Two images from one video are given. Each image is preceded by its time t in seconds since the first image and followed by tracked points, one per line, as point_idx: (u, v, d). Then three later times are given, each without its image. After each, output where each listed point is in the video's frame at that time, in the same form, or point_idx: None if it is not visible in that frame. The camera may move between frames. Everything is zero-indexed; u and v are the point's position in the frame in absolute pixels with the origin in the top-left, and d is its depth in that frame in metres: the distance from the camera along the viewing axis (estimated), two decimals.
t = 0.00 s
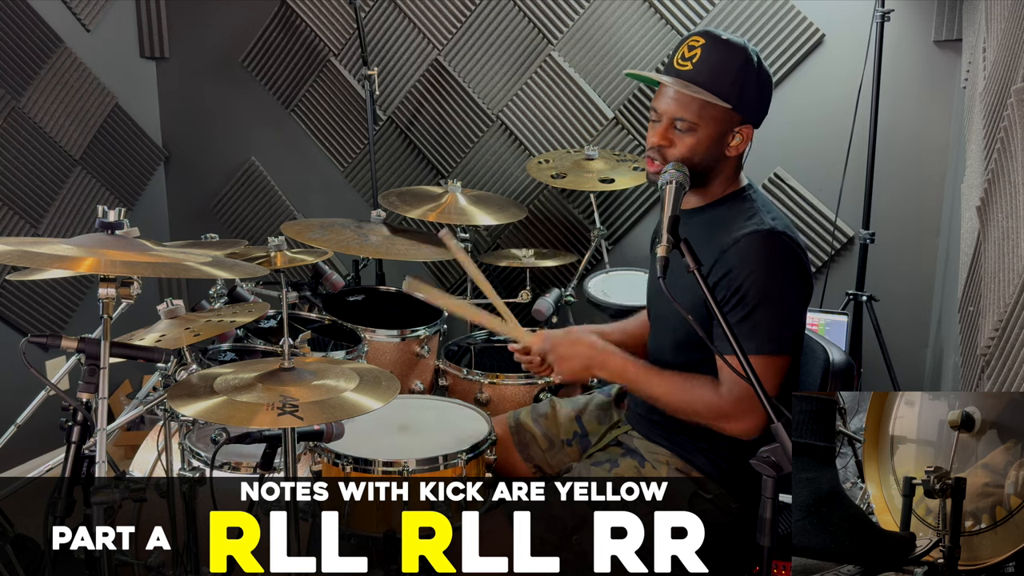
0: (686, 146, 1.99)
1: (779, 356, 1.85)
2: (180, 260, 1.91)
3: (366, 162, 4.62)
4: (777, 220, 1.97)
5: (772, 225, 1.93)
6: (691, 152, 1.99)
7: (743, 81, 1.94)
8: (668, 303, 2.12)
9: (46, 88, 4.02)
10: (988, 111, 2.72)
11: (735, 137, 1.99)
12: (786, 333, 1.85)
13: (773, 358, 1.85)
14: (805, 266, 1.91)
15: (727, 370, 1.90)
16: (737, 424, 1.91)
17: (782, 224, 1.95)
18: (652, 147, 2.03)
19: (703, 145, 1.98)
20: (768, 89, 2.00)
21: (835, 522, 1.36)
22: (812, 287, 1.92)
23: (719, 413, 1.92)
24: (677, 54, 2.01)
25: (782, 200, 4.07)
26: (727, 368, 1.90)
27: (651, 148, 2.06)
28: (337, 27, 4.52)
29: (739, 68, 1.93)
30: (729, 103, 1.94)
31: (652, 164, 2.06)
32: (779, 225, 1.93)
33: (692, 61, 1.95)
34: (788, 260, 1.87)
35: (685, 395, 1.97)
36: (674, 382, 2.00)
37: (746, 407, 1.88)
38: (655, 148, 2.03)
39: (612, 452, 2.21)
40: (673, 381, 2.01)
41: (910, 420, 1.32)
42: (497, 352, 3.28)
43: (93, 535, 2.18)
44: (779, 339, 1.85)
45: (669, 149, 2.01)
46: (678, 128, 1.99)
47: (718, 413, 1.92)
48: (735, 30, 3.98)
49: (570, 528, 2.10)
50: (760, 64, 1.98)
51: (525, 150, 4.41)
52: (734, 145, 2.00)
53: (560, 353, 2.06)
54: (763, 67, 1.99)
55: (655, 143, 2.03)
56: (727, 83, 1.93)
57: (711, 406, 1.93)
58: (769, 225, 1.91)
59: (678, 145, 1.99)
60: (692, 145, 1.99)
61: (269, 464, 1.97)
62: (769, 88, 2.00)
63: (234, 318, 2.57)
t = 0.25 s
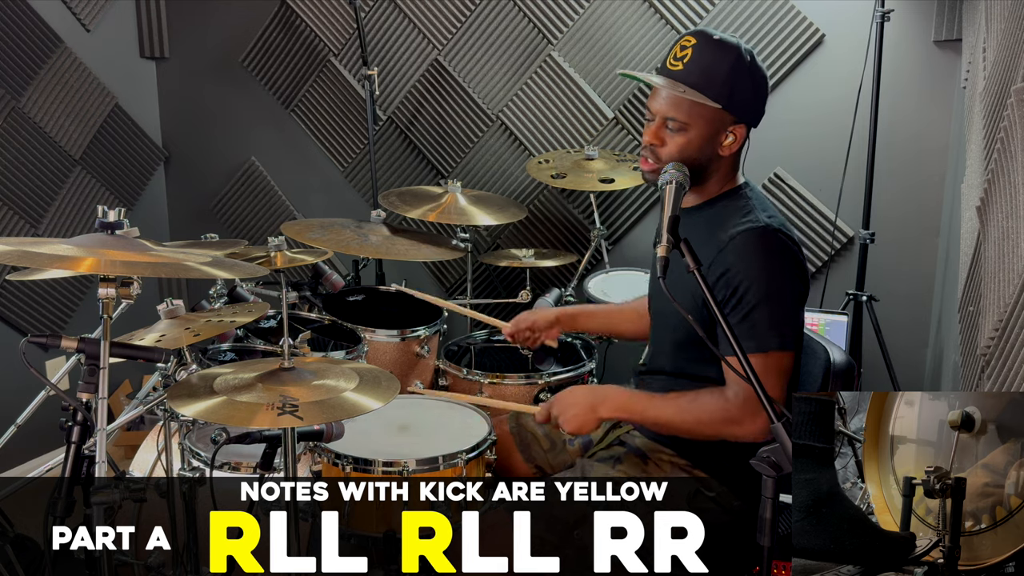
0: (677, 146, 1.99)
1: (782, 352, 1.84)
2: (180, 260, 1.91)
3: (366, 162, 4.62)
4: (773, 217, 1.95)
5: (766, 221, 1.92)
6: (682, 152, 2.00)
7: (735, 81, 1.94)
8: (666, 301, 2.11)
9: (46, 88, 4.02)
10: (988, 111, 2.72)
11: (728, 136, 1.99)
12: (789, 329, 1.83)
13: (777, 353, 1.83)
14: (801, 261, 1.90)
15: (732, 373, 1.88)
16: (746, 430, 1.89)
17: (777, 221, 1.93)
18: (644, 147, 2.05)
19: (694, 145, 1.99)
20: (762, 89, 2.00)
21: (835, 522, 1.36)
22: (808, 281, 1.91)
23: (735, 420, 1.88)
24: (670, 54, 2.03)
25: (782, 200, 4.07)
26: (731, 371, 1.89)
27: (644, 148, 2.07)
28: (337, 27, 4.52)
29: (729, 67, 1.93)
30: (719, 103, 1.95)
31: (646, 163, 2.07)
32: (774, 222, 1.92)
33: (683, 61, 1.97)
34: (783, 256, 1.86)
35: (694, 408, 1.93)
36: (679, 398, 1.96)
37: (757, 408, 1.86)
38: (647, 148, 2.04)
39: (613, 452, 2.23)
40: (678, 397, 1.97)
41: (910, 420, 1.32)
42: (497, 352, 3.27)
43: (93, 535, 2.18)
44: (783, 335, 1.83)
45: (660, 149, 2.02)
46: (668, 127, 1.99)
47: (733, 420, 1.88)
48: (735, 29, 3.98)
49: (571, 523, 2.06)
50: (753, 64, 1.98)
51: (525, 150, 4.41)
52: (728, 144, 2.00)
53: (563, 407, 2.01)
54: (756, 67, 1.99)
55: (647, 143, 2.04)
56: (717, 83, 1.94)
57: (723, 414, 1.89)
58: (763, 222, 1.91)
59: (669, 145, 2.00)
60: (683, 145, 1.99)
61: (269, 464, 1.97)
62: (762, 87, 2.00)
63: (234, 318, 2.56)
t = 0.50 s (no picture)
0: (674, 146, 2.01)
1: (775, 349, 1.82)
2: (180, 260, 1.91)
3: (366, 162, 4.62)
4: (764, 216, 1.93)
5: (756, 219, 1.90)
6: (679, 153, 2.01)
7: (732, 83, 1.94)
8: (661, 295, 2.08)
9: (46, 88, 4.02)
10: (987, 111, 2.72)
11: (725, 137, 2.00)
12: (781, 325, 1.82)
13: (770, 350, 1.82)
14: (790, 257, 1.89)
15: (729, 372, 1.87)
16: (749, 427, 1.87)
17: (768, 220, 1.91)
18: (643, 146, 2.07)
19: (690, 145, 2.00)
20: (760, 90, 2.00)
21: (835, 521, 1.36)
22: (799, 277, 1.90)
23: (735, 419, 1.87)
24: (670, 54, 2.03)
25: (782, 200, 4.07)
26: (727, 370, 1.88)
27: (644, 147, 2.10)
28: (337, 27, 4.52)
29: (728, 69, 1.94)
30: (717, 104, 1.95)
31: (645, 162, 2.10)
32: (764, 220, 1.90)
33: (682, 61, 1.97)
34: (772, 254, 1.85)
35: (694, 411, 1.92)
36: (679, 400, 1.96)
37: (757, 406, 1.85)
38: (646, 147, 2.07)
39: (609, 452, 2.19)
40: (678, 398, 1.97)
41: (909, 420, 1.32)
42: (497, 352, 3.27)
43: (93, 535, 2.18)
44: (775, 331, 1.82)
45: (658, 149, 2.04)
46: (666, 127, 2.01)
47: (733, 421, 1.87)
48: (735, 29, 3.98)
49: (568, 529, 2.09)
50: (752, 66, 1.97)
51: (525, 150, 4.41)
52: (724, 145, 2.00)
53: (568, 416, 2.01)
54: (755, 68, 1.99)
55: (646, 142, 2.06)
56: (715, 86, 1.94)
57: (724, 415, 1.88)
58: (753, 220, 1.89)
59: (666, 145, 2.02)
60: (680, 145, 2.01)
61: (269, 464, 1.97)
62: (760, 89, 2.00)
63: (233, 318, 2.56)
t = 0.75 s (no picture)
0: (670, 142, 2.03)
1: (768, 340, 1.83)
2: (180, 260, 1.91)
3: (366, 162, 4.62)
4: (757, 210, 1.94)
5: (748, 213, 1.91)
6: (675, 149, 2.04)
7: (728, 80, 1.95)
8: (659, 292, 2.08)
9: (46, 88, 4.02)
10: (987, 111, 2.72)
11: (722, 133, 2.00)
12: (775, 315, 1.83)
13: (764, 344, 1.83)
14: (782, 249, 1.90)
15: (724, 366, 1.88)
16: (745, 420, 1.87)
17: (760, 214, 1.92)
18: (640, 141, 2.10)
19: (686, 141, 2.02)
20: (756, 88, 2.01)
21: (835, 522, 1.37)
22: (793, 268, 1.91)
23: (733, 414, 1.87)
24: (667, 51, 2.06)
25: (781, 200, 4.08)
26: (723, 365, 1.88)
27: (641, 142, 2.12)
28: (337, 27, 4.52)
29: (724, 66, 1.95)
30: (713, 101, 1.96)
31: (641, 158, 2.13)
32: (757, 215, 1.91)
33: (678, 58, 2.00)
34: (763, 247, 1.86)
35: (691, 407, 1.92)
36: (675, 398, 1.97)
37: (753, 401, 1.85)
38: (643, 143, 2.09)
39: (610, 452, 2.18)
40: (675, 395, 1.97)
41: (911, 420, 1.32)
42: (497, 352, 3.28)
43: (93, 535, 2.18)
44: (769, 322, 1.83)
45: (654, 145, 2.06)
46: (662, 123, 2.03)
47: (731, 416, 1.87)
48: (735, 29, 3.98)
49: (568, 528, 2.09)
50: (749, 64, 1.99)
51: (525, 150, 4.41)
52: (721, 142, 2.01)
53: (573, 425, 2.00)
54: (752, 66, 2.00)
55: (643, 138, 2.09)
56: (712, 82, 1.95)
57: (721, 410, 1.88)
58: (744, 214, 1.90)
59: (662, 140, 2.04)
60: (676, 141, 2.03)
61: (269, 464, 1.97)
62: (756, 87, 2.01)
63: (234, 318, 2.56)
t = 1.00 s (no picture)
0: (667, 143, 2.07)
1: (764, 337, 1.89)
2: (180, 260, 1.91)
3: (366, 162, 4.62)
4: (756, 210, 1.93)
5: (748, 213, 1.91)
6: (671, 149, 2.07)
7: (726, 81, 1.97)
8: (658, 291, 2.07)
9: (46, 88, 4.02)
10: (987, 111, 2.72)
11: (719, 134, 2.01)
12: (770, 316, 1.88)
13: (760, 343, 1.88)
14: (781, 249, 1.91)
15: (718, 362, 1.93)
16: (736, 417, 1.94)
17: (759, 214, 1.92)
18: (637, 142, 2.14)
19: (683, 143, 2.05)
20: (753, 90, 2.02)
21: (833, 523, 1.37)
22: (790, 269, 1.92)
23: (726, 411, 1.94)
24: (665, 52, 2.05)
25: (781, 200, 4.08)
26: (717, 360, 1.94)
27: (638, 143, 2.17)
28: (338, 27, 4.52)
29: (721, 67, 1.96)
30: (709, 102, 2.00)
31: (638, 158, 2.18)
32: (756, 214, 1.91)
33: (676, 58, 1.99)
34: (762, 247, 1.88)
35: (685, 401, 1.99)
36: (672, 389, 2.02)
37: (748, 399, 1.92)
38: (640, 143, 2.13)
39: (608, 451, 2.15)
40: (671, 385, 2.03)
41: (909, 420, 1.33)
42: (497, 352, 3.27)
43: (93, 535, 2.18)
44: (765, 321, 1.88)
45: (652, 146, 2.11)
46: (659, 124, 2.07)
47: (724, 412, 1.94)
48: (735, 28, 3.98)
49: (568, 527, 2.06)
50: (746, 66, 1.99)
51: (525, 150, 4.41)
52: (717, 143, 2.01)
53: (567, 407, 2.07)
54: (749, 69, 2.00)
55: (640, 138, 2.13)
56: (708, 84, 1.98)
57: (713, 406, 1.96)
58: (744, 214, 1.90)
59: (659, 141, 2.08)
60: (673, 142, 2.06)
61: (269, 464, 1.97)
62: (753, 89, 2.02)
63: (234, 318, 2.56)
